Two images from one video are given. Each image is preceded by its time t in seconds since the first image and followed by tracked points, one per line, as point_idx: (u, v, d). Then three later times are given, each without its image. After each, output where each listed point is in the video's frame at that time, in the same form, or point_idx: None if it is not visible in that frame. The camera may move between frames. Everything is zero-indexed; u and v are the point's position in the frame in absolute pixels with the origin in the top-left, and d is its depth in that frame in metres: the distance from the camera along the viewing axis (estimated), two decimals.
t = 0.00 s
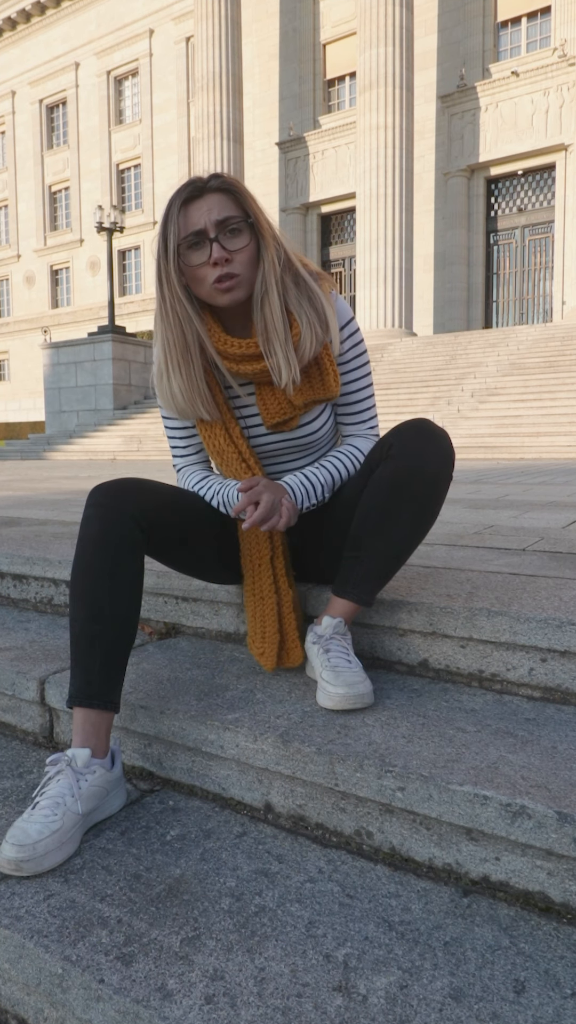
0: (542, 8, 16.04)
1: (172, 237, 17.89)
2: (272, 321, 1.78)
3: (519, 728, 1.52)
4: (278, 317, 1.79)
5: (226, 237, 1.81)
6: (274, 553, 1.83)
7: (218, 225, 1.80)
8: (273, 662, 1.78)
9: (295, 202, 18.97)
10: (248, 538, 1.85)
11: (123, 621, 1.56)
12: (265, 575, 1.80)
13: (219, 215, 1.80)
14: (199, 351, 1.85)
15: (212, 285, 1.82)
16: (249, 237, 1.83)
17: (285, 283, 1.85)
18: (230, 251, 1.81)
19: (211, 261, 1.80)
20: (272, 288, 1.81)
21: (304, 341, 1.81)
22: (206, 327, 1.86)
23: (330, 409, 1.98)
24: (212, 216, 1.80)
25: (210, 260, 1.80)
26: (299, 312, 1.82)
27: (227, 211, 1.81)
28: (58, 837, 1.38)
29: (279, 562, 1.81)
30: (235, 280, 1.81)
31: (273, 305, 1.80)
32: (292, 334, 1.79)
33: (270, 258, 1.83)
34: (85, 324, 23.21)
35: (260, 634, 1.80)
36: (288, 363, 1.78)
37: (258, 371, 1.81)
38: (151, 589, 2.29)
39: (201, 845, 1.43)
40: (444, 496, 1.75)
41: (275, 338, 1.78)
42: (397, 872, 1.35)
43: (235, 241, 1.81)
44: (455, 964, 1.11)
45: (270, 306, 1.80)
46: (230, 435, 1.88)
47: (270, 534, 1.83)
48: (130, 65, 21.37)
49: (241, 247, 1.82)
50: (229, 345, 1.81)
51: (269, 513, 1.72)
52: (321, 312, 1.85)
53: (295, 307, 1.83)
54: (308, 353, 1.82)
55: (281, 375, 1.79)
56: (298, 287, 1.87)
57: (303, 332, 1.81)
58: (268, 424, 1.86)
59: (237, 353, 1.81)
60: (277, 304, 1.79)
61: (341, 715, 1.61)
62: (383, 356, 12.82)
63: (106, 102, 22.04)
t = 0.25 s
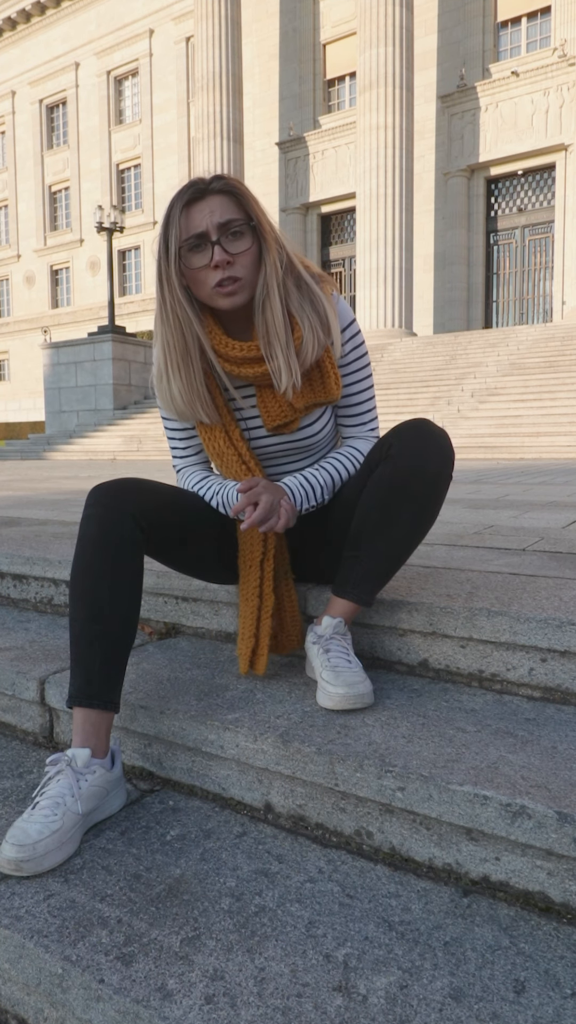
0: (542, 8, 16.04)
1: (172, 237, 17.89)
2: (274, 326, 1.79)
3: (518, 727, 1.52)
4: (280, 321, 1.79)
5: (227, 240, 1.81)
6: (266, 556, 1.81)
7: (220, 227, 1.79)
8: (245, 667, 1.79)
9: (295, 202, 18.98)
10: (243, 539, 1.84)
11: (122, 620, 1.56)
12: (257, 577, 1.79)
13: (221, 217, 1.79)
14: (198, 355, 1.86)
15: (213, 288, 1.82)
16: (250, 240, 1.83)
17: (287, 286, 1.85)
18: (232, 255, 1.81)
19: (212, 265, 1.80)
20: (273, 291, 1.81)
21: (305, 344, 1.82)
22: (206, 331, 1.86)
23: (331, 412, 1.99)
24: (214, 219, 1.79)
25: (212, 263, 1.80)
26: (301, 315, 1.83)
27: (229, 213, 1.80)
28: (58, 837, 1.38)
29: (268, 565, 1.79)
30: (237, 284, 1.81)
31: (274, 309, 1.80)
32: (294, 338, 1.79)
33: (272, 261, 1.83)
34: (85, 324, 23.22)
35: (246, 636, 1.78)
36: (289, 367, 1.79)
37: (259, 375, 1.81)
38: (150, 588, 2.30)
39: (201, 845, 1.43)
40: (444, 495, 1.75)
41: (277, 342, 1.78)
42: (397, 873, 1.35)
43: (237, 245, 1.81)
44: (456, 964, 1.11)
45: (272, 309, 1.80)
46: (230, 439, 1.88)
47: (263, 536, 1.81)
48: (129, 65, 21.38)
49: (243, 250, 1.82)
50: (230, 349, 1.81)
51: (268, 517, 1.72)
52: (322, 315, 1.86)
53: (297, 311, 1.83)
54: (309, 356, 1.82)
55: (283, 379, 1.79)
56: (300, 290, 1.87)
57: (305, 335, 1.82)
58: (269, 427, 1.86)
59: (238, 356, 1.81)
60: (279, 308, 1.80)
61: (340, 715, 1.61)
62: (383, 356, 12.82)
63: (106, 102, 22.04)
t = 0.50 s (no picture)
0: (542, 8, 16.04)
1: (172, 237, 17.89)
2: (276, 328, 1.79)
3: (518, 727, 1.52)
4: (282, 324, 1.79)
5: (230, 242, 1.81)
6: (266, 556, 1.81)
7: (223, 229, 1.79)
8: (247, 668, 1.79)
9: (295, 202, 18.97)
10: (243, 539, 1.84)
11: (122, 620, 1.56)
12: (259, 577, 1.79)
13: (224, 218, 1.79)
14: (200, 356, 1.85)
15: (215, 289, 1.82)
16: (253, 241, 1.83)
17: (290, 288, 1.85)
18: (234, 257, 1.81)
19: (215, 266, 1.80)
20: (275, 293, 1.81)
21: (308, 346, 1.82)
22: (209, 332, 1.86)
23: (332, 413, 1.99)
24: (217, 220, 1.78)
25: (214, 265, 1.80)
26: (303, 317, 1.83)
27: (232, 215, 1.80)
28: (58, 837, 1.38)
29: (269, 566, 1.79)
30: (239, 285, 1.81)
31: (277, 311, 1.80)
32: (296, 340, 1.80)
33: (274, 263, 1.83)
34: (85, 324, 23.22)
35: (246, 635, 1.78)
36: (290, 369, 1.79)
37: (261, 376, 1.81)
38: (151, 589, 2.30)
39: (201, 845, 1.43)
40: (444, 495, 1.75)
41: (279, 344, 1.78)
42: (397, 872, 1.35)
43: (239, 246, 1.81)
44: (455, 964, 1.11)
45: (274, 312, 1.80)
46: (232, 440, 1.88)
47: (264, 537, 1.81)
48: (130, 66, 21.38)
49: (245, 252, 1.82)
50: (232, 350, 1.82)
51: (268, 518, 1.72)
52: (325, 316, 1.86)
53: (299, 312, 1.83)
54: (311, 357, 1.82)
55: (285, 380, 1.79)
56: (302, 292, 1.87)
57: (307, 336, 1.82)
58: (270, 429, 1.86)
59: (240, 358, 1.81)
60: (281, 310, 1.80)
61: (340, 715, 1.61)
62: (383, 356, 12.82)
63: (106, 102, 22.04)
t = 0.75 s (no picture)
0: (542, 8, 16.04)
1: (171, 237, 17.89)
2: (277, 325, 1.79)
3: (518, 727, 1.52)
4: (283, 322, 1.79)
5: (232, 240, 1.81)
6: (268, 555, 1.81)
7: (225, 226, 1.79)
8: (254, 667, 1.80)
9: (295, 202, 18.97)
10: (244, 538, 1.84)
11: (122, 619, 1.56)
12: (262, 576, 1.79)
13: (226, 216, 1.79)
14: (201, 354, 1.85)
15: (217, 287, 1.82)
16: (254, 240, 1.83)
17: (291, 287, 1.85)
18: (236, 255, 1.81)
19: (216, 264, 1.80)
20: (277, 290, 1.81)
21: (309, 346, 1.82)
22: (210, 330, 1.86)
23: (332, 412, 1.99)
24: (219, 218, 1.79)
25: (216, 262, 1.80)
26: (304, 316, 1.83)
27: (235, 213, 1.80)
28: (58, 837, 1.38)
29: (272, 565, 1.80)
30: (241, 283, 1.81)
31: (278, 309, 1.80)
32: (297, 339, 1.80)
33: (276, 261, 1.83)
34: (85, 324, 23.23)
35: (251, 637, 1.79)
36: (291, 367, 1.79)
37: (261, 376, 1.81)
38: (151, 589, 2.30)
39: (201, 845, 1.43)
40: (445, 496, 1.76)
41: (280, 342, 1.78)
42: (397, 873, 1.35)
43: (241, 245, 1.82)
44: (455, 964, 1.11)
45: (276, 310, 1.80)
46: (232, 438, 1.88)
47: (265, 536, 1.81)
48: (130, 66, 21.39)
49: (247, 250, 1.82)
50: (233, 348, 1.82)
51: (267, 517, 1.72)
52: (326, 315, 1.86)
53: (301, 311, 1.83)
54: (312, 356, 1.82)
55: (286, 378, 1.79)
56: (304, 290, 1.87)
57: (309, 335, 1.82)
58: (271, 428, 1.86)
59: (240, 356, 1.81)
60: (283, 309, 1.80)
61: (340, 715, 1.61)
62: (383, 356, 12.83)
63: (106, 102, 22.03)
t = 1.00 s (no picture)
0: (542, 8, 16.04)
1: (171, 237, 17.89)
2: (284, 318, 1.79)
3: (518, 727, 1.52)
4: (290, 315, 1.79)
5: (239, 234, 1.81)
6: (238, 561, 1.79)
7: (233, 220, 1.80)
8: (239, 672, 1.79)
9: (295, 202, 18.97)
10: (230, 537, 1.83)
11: (121, 618, 1.56)
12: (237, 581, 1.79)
13: (234, 210, 1.80)
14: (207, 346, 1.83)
15: (224, 280, 1.82)
16: (262, 234, 1.84)
17: (297, 281, 1.85)
18: (243, 248, 1.81)
19: (224, 256, 1.80)
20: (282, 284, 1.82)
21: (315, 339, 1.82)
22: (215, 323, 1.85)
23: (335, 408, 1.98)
24: (227, 211, 1.80)
25: (224, 255, 1.80)
26: (311, 310, 1.83)
27: (242, 207, 1.81)
28: (58, 837, 1.38)
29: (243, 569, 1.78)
30: (248, 276, 1.82)
31: (285, 302, 1.80)
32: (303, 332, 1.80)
33: (283, 255, 1.83)
34: (85, 324, 23.23)
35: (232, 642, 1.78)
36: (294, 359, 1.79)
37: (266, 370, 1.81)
38: (151, 588, 2.30)
39: (201, 845, 1.43)
40: (446, 497, 1.75)
41: (287, 334, 1.78)
42: (397, 873, 1.35)
43: (248, 238, 1.82)
44: (455, 964, 1.11)
45: (283, 302, 1.80)
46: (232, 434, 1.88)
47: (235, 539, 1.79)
48: (131, 66, 21.39)
49: (254, 243, 1.82)
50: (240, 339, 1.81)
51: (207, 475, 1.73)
52: (332, 310, 1.87)
53: (307, 304, 1.84)
54: (317, 349, 1.82)
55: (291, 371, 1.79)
56: (309, 286, 1.87)
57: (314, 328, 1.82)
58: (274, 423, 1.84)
59: (246, 348, 1.80)
60: (290, 301, 1.80)
61: (341, 715, 1.61)
62: (383, 356, 12.83)
63: (106, 102, 22.03)
